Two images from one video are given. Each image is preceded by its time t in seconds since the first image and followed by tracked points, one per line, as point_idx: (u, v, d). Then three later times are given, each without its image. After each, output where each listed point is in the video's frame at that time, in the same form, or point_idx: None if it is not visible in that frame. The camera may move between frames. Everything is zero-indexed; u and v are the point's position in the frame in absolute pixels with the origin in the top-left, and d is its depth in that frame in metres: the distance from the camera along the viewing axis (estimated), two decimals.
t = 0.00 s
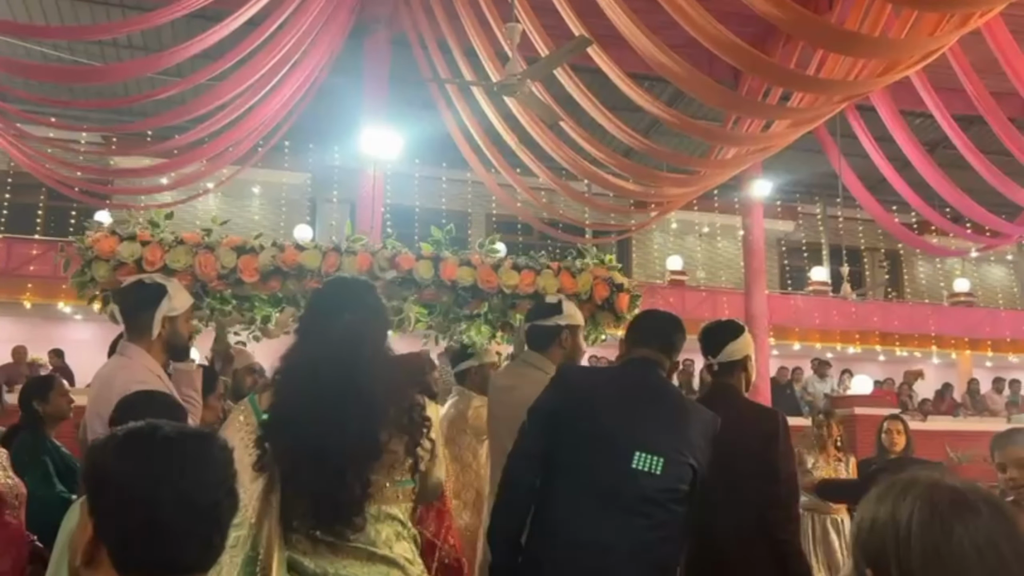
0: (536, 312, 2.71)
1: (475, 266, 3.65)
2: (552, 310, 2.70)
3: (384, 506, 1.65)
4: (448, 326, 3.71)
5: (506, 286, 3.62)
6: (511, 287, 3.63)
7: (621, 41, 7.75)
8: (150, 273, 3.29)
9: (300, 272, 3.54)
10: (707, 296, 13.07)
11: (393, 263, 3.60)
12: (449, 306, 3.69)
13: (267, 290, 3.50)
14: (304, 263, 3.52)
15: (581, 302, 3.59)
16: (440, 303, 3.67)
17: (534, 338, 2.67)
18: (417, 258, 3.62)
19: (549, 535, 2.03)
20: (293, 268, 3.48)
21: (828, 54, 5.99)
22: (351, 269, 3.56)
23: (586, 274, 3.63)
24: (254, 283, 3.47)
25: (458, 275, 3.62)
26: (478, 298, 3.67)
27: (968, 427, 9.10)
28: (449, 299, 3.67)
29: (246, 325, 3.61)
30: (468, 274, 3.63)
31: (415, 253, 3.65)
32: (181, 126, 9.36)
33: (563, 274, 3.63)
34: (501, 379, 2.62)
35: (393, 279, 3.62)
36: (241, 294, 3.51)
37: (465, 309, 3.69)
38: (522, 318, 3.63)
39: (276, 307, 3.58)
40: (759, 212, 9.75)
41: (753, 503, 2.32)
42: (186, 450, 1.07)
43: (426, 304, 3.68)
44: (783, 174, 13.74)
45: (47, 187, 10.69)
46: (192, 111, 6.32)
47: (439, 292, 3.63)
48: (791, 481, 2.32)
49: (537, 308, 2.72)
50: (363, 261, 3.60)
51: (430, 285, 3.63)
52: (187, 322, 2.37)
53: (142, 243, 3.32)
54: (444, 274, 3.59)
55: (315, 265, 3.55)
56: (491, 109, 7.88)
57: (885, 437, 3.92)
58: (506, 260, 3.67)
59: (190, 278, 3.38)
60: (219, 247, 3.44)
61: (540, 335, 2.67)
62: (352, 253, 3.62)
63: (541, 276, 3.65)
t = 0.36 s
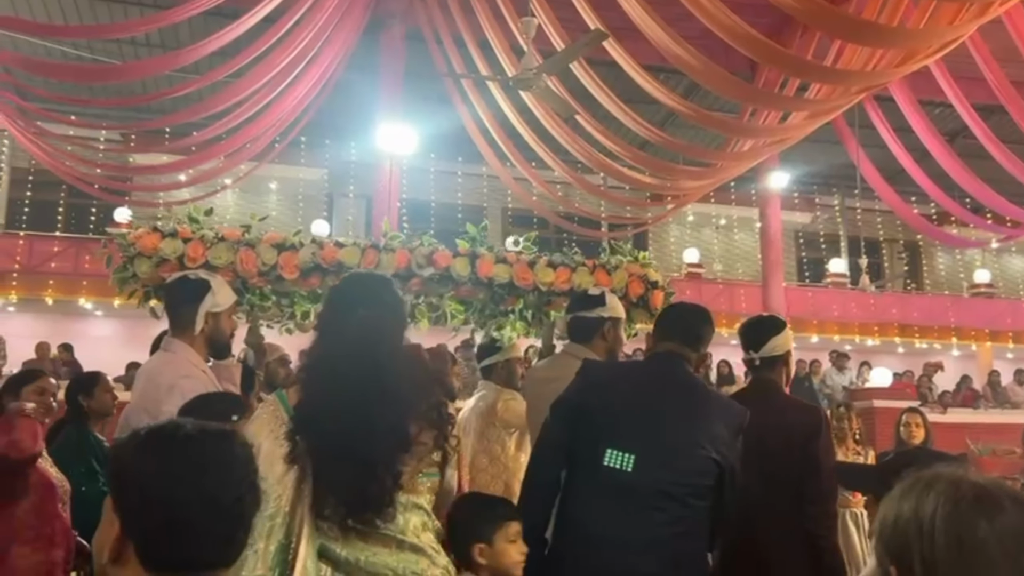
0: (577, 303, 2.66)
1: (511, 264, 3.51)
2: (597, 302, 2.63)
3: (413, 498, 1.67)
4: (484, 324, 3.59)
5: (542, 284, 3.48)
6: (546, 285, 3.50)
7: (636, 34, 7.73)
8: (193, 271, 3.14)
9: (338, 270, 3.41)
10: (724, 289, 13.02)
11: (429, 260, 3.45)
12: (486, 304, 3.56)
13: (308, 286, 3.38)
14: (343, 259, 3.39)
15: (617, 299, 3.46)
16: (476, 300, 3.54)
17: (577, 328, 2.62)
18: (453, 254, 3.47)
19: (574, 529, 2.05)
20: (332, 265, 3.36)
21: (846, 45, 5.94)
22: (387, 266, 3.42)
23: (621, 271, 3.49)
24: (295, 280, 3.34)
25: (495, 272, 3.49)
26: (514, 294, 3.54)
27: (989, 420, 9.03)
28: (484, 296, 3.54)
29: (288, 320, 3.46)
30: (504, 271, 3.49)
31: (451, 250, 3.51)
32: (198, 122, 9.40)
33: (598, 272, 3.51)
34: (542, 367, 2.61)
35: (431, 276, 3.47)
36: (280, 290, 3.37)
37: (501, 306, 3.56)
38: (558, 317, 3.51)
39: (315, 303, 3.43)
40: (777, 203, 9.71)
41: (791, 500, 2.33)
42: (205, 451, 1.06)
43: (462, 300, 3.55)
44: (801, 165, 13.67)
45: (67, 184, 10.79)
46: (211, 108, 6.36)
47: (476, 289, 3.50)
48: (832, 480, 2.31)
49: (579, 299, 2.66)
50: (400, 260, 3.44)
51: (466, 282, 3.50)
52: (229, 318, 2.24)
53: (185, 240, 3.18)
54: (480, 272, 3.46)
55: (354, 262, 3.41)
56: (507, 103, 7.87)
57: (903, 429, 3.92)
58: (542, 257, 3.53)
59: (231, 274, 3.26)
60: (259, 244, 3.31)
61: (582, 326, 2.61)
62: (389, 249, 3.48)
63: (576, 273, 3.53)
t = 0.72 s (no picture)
0: (639, 299, 2.64)
1: (563, 260, 3.30)
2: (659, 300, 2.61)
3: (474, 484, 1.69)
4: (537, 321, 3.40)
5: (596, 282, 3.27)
6: (599, 282, 3.28)
7: (677, 23, 7.67)
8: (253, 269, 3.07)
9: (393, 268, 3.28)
10: (767, 281, 12.87)
11: (483, 257, 3.21)
12: (537, 300, 3.36)
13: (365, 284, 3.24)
14: (399, 258, 3.24)
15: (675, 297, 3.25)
16: (528, 296, 3.33)
17: (636, 324, 2.60)
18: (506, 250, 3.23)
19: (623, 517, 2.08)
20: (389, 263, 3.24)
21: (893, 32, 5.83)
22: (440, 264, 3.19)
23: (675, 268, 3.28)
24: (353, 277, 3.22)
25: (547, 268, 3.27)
26: (567, 291, 3.33)
27: None
28: (537, 292, 3.32)
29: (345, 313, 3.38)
30: (557, 267, 3.28)
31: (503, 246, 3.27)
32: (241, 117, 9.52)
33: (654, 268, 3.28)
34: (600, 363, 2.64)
35: (485, 274, 3.22)
36: (338, 287, 3.26)
37: (552, 303, 3.37)
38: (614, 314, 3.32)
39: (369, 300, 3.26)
40: (821, 194, 9.57)
41: (847, 493, 2.32)
42: (261, 441, 1.07)
43: (515, 297, 3.36)
44: (846, 155, 13.45)
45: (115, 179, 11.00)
46: (256, 104, 6.43)
47: (529, 287, 3.27)
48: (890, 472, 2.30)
49: (641, 295, 2.65)
50: (455, 257, 3.20)
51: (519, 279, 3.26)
52: (291, 313, 2.26)
53: (246, 237, 3.10)
54: (533, 269, 3.23)
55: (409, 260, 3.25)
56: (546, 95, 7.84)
57: (951, 424, 3.84)
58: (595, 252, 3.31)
59: (291, 271, 3.17)
60: (318, 241, 3.19)
61: (640, 322, 2.59)
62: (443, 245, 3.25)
63: (629, 269, 3.29)
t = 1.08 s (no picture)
0: (721, 288, 2.56)
1: (648, 246, 3.40)
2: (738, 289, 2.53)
3: (557, 464, 1.73)
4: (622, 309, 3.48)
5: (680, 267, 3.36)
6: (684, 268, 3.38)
7: (749, 7, 7.51)
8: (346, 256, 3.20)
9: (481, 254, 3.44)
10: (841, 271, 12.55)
11: (568, 243, 3.37)
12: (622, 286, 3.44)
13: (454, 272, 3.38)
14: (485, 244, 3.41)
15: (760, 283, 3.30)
16: (613, 283, 3.42)
17: (719, 316, 2.54)
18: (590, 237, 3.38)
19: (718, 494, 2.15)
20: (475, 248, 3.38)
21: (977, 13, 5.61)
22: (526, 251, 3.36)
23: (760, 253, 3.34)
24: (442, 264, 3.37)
25: (632, 255, 3.38)
26: (652, 277, 3.43)
27: None
28: (622, 279, 3.43)
29: (429, 301, 3.45)
30: (641, 254, 3.38)
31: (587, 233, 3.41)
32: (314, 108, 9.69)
33: (738, 254, 3.37)
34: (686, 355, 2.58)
35: (569, 260, 3.39)
36: (426, 274, 3.39)
37: (637, 290, 3.45)
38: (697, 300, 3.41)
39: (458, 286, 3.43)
40: (899, 181, 9.29)
41: (935, 485, 2.27)
42: (357, 422, 1.08)
43: (600, 284, 3.45)
44: (925, 142, 13.00)
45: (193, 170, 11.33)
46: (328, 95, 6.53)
47: (613, 272, 3.40)
48: (974, 465, 2.27)
49: (723, 283, 2.57)
50: (539, 244, 3.37)
51: (604, 266, 3.40)
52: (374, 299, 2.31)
53: (337, 225, 3.21)
54: (617, 255, 3.36)
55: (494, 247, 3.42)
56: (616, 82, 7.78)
57: None
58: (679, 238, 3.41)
59: (379, 258, 3.30)
60: (406, 228, 3.33)
61: (723, 314, 2.53)
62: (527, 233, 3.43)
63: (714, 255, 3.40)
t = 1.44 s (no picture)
0: (816, 279, 2.50)
1: (738, 237, 3.46)
2: (831, 279, 2.48)
3: (631, 460, 1.73)
4: (709, 298, 3.58)
5: (770, 258, 3.42)
6: (774, 259, 3.43)
7: None
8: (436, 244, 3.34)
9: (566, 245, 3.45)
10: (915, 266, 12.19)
11: (657, 234, 3.47)
12: (711, 277, 3.53)
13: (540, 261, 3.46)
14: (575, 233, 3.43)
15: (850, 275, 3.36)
16: (701, 274, 3.51)
17: (813, 307, 2.48)
18: (679, 228, 3.47)
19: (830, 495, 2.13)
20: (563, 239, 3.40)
21: None
22: (614, 241, 3.47)
23: (854, 247, 3.38)
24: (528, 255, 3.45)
25: (721, 246, 3.45)
26: (740, 269, 3.49)
27: None
28: (710, 270, 3.50)
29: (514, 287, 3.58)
30: (731, 245, 3.44)
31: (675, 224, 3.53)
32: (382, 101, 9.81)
33: (830, 247, 3.42)
34: (784, 348, 2.50)
35: (657, 251, 3.49)
36: (513, 263, 3.48)
37: (725, 281, 3.53)
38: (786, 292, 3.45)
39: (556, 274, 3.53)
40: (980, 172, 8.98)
41: None
42: (460, 404, 1.10)
43: (686, 275, 3.55)
44: (1007, 132, 12.54)
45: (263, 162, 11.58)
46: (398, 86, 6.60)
47: (701, 263, 3.46)
48: None
49: (818, 274, 2.51)
50: (626, 234, 3.47)
51: (693, 257, 3.49)
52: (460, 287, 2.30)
53: (428, 216, 3.37)
54: (706, 246, 3.44)
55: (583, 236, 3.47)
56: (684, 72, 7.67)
57: None
58: (771, 232, 3.46)
59: (468, 249, 3.43)
60: (495, 219, 3.44)
61: (818, 306, 2.47)
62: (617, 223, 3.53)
63: (806, 247, 3.44)
